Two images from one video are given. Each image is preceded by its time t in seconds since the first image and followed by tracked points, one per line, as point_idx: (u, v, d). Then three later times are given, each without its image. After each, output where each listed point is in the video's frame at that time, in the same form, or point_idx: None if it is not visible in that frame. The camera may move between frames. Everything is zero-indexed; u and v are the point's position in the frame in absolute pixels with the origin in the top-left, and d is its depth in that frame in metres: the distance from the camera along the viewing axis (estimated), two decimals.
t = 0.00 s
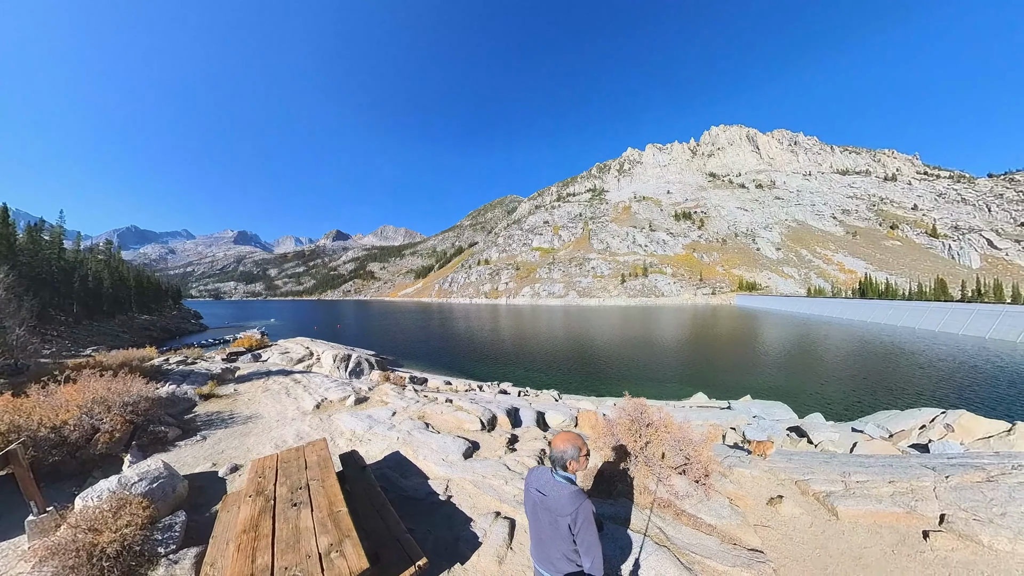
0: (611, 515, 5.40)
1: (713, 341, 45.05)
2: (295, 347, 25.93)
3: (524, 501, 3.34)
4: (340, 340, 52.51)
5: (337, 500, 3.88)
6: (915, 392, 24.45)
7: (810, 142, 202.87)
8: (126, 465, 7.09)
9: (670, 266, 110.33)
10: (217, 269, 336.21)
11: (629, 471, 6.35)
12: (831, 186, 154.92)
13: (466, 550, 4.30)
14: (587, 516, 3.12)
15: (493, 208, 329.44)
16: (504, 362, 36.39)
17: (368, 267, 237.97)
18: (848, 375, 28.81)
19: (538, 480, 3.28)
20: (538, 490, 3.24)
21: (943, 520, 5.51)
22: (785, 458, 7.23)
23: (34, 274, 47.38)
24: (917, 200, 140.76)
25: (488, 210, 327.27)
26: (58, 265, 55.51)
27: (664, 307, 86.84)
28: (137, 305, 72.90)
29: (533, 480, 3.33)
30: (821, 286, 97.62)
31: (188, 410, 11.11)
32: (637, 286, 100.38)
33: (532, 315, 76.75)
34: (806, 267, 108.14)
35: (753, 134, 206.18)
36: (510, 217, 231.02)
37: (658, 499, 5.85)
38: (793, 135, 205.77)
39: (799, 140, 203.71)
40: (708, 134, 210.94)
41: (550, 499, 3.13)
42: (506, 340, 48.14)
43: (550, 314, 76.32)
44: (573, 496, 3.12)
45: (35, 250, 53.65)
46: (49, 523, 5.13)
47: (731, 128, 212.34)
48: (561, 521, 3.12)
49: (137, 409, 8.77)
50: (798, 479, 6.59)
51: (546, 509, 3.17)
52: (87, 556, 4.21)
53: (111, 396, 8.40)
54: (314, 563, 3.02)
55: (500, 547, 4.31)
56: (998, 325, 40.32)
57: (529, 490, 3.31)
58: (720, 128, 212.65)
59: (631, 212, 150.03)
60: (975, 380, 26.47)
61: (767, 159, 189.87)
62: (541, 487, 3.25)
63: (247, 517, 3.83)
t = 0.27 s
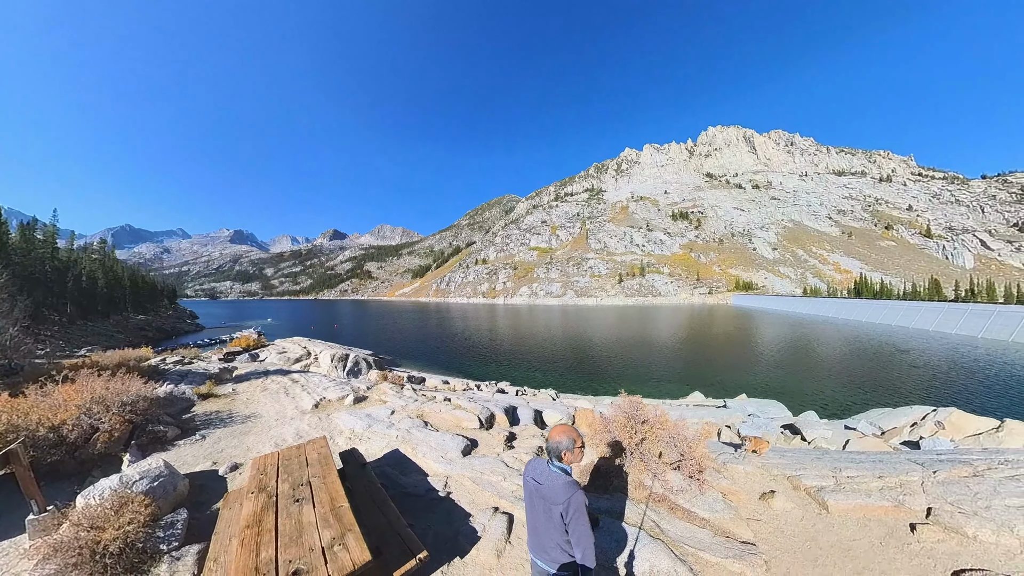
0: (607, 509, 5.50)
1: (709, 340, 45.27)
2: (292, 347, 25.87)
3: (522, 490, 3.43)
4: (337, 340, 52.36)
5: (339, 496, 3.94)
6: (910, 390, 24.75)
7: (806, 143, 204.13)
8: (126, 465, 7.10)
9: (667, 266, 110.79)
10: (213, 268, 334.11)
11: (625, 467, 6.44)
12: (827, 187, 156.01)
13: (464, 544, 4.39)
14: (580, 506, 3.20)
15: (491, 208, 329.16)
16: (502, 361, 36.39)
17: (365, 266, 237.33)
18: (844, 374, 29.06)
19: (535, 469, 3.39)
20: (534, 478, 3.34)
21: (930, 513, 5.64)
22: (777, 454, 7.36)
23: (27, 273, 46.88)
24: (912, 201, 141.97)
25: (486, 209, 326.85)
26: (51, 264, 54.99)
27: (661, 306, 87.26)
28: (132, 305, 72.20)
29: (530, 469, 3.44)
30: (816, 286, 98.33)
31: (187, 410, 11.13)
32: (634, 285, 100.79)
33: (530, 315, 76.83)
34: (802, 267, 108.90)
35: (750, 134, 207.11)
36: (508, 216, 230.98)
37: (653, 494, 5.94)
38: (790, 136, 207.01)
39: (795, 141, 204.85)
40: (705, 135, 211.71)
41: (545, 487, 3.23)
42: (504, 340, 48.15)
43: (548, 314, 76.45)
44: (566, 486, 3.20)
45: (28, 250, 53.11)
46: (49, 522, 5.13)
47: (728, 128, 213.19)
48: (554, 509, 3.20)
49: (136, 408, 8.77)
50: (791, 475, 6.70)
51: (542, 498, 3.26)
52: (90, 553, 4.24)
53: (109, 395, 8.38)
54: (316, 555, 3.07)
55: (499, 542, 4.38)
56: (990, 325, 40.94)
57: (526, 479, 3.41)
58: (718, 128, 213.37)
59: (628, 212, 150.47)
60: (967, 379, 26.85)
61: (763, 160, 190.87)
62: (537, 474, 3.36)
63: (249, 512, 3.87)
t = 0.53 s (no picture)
0: (603, 504, 5.58)
1: (706, 339, 45.55)
2: (290, 347, 25.78)
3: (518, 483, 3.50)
4: (334, 339, 52.16)
5: (338, 492, 3.99)
6: (903, 389, 24.98)
7: (802, 144, 205.44)
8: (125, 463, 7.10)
9: (664, 266, 111.23)
10: (208, 267, 332.02)
11: (621, 463, 6.52)
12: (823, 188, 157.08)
13: (462, 539, 4.44)
14: (576, 498, 3.25)
15: (489, 207, 329.01)
16: (499, 361, 36.35)
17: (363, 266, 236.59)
18: (839, 373, 29.25)
19: (531, 463, 3.45)
20: (531, 472, 3.39)
21: (918, 507, 5.76)
22: (770, 450, 7.49)
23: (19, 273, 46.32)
24: (906, 202, 143.21)
25: (484, 209, 326.68)
26: (44, 263, 54.41)
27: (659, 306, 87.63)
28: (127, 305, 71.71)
29: (526, 463, 3.49)
30: (812, 285, 99.08)
31: (184, 409, 11.10)
32: (632, 285, 101.17)
33: (528, 314, 76.89)
34: (798, 267, 109.67)
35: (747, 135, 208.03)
36: (506, 216, 230.98)
37: (648, 489, 6.02)
38: (786, 137, 208.25)
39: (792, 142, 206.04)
40: (702, 135, 212.54)
41: (541, 480, 3.30)
42: (501, 339, 48.09)
43: (546, 314, 76.52)
44: (562, 479, 3.26)
45: (20, 249, 52.52)
46: (49, 520, 5.13)
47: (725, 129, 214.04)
48: (550, 502, 3.27)
49: (134, 408, 8.75)
50: (784, 471, 6.81)
51: (538, 491, 3.33)
52: (91, 550, 4.25)
53: (106, 395, 8.33)
54: (315, 549, 3.12)
55: (496, 537, 4.44)
56: (982, 324, 41.45)
57: (523, 473, 3.46)
58: (715, 129, 214.21)
59: (626, 212, 150.86)
60: (959, 377, 27.26)
61: (760, 160, 191.84)
62: (533, 469, 3.40)
63: (248, 508, 3.90)
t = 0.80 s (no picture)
0: (606, 505, 5.55)
1: (705, 339, 45.54)
2: (286, 347, 25.59)
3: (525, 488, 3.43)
4: (331, 339, 51.89)
5: (335, 497, 3.92)
6: (900, 388, 25.08)
7: (799, 144, 206.40)
8: (118, 467, 6.99)
9: (662, 266, 111.54)
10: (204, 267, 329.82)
11: (624, 464, 6.46)
12: (819, 188, 157.96)
13: (463, 543, 4.39)
14: (585, 504, 3.20)
15: (487, 207, 328.56)
16: (498, 361, 36.21)
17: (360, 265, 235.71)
18: (837, 372, 29.31)
19: (537, 467, 3.39)
20: (537, 477, 3.32)
21: (920, 505, 5.75)
22: (770, 450, 7.49)
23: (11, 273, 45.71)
24: (901, 203, 144.28)
25: (481, 208, 326.33)
26: (37, 263, 53.75)
27: (657, 305, 87.80)
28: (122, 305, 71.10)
29: (532, 467, 3.43)
30: (808, 285, 99.62)
31: (179, 411, 10.97)
32: (630, 284, 101.41)
33: (526, 314, 76.73)
34: (794, 267, 110.26)
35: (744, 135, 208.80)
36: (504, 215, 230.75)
37: (651, 490, 6.00)
38: (783, 138, 209.10)
39: (789, 142, 206.97)
40: (700, 135, 213.09)
41: (548, 486, 3.23)
42: (499, 339, 47.93)
43: (544, 313, 76.41)
44: (571, 484, 3.20)
45: (12, 248, 51.85)
46: (39, 526, 5.03)
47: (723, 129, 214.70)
48: (559, 506, 3.23)
49: (128, 410, 8.63)
50: (786, 471, 6.79)
51: (545, 498, 3.26)
52: (83, 556, 4.17)
53: (98, 398, 8.21)
54: (314, 559, 3.04)
55: (499, 540, 4.39)
56: (977, 323, 41.77)
57: (528, 478, 3.39)
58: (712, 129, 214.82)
59: (624, 211, 151.09)
60: (955, 376, 27.39)
61: (757, 160, 192.66)
62: (540, 474, 3.34)
63: (243, 514, 3.82)
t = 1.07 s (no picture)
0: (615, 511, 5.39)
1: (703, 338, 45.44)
2: (282, 348, 25.29)
3: (540, 503, 3.27)
4: (328, 339, 51.41)
5: (331, 511, 3.73)
6: (899, 387, 25.01)
7: (796, 145, 207.27)
8: (103, 474, 6.77)
9: (660, 265, 111.76)
10: (200, 266, 327.36)
11: (633, 468, 6.29)
12: (816, 188, 158.79)
13: (468, 555, 4.22)
14: (607, 519, 3.08)
15: (485, 206, 328.09)
16: (496, 361, 35.85)
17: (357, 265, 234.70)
18: (836, 372, 29.22)
19: (553, 481, 3.23)
20: (554, 493, 3.17)
21: (932, 507, 5.67)
22: (777, 451, 7.38)
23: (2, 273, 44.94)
24: (897, 203, 145.32)
25: (480, 207, 325.95)
26: (28, 263, 52.92)
27: (655, 305, 87.86)
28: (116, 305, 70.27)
29: (548, 480, 3.27)
30: (805, 285, 100.07)
31: (170, 414, 10.73)
32: (628, 284, 101.57)
33: (524, 313, 76.48)
34: (791, 266, 110.75)
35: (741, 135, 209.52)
36: (502, 215, 230.54)
37: (662, 495, 5.84)
38: (780, 138, 209.85)
39: (785, 142, 207.93)
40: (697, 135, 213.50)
41: (568, 504, 3.07)
42: (497, 339, 47.57)
43: (542, 313, 76.20)
44: (592, 499, 3.06)
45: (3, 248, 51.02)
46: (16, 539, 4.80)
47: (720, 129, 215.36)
48: (580, 524, 3.06)
49: (115, 415, 8.39)
50: (796, 472, 6.69)
51: (564, 514, 3.10)
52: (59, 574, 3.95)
53: (83, 402, 7.96)
54: None
55: (505, 551, 4.25)
56: (971, 322, 42.06)
57: (544, 493, 3.24)
58: (710, 129, 215.36)
59: (622, 211, 151.24)
60: (953, 375, 27.42)
61: (754, 160, 193.38)
62: (556, 489, 3.18)
63: (232, 529, 3.61)
